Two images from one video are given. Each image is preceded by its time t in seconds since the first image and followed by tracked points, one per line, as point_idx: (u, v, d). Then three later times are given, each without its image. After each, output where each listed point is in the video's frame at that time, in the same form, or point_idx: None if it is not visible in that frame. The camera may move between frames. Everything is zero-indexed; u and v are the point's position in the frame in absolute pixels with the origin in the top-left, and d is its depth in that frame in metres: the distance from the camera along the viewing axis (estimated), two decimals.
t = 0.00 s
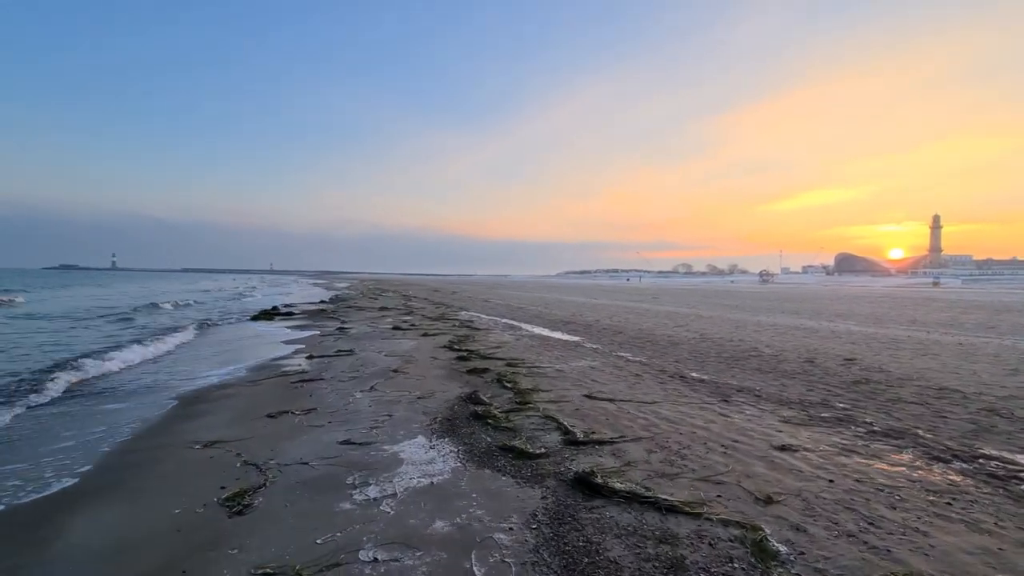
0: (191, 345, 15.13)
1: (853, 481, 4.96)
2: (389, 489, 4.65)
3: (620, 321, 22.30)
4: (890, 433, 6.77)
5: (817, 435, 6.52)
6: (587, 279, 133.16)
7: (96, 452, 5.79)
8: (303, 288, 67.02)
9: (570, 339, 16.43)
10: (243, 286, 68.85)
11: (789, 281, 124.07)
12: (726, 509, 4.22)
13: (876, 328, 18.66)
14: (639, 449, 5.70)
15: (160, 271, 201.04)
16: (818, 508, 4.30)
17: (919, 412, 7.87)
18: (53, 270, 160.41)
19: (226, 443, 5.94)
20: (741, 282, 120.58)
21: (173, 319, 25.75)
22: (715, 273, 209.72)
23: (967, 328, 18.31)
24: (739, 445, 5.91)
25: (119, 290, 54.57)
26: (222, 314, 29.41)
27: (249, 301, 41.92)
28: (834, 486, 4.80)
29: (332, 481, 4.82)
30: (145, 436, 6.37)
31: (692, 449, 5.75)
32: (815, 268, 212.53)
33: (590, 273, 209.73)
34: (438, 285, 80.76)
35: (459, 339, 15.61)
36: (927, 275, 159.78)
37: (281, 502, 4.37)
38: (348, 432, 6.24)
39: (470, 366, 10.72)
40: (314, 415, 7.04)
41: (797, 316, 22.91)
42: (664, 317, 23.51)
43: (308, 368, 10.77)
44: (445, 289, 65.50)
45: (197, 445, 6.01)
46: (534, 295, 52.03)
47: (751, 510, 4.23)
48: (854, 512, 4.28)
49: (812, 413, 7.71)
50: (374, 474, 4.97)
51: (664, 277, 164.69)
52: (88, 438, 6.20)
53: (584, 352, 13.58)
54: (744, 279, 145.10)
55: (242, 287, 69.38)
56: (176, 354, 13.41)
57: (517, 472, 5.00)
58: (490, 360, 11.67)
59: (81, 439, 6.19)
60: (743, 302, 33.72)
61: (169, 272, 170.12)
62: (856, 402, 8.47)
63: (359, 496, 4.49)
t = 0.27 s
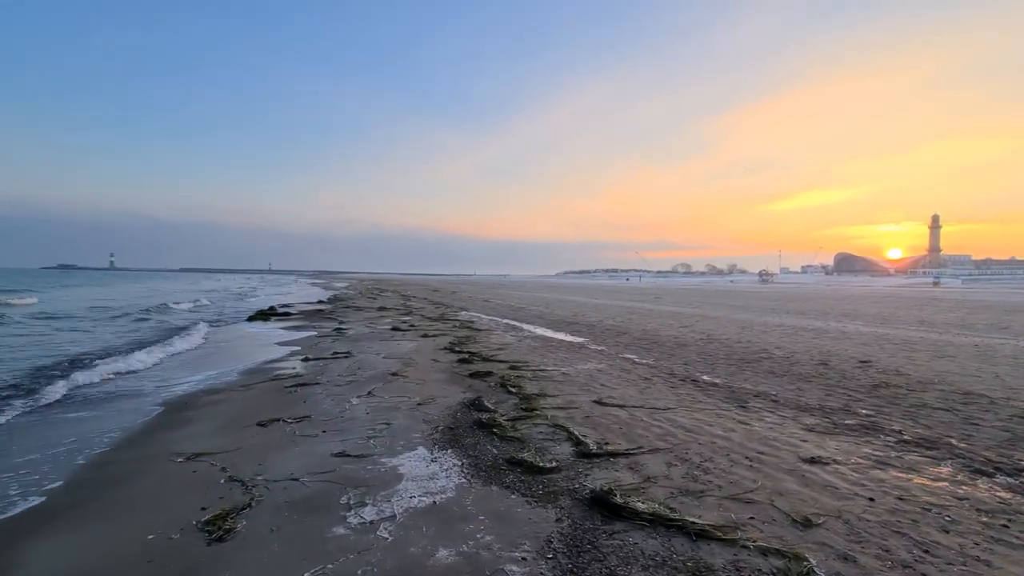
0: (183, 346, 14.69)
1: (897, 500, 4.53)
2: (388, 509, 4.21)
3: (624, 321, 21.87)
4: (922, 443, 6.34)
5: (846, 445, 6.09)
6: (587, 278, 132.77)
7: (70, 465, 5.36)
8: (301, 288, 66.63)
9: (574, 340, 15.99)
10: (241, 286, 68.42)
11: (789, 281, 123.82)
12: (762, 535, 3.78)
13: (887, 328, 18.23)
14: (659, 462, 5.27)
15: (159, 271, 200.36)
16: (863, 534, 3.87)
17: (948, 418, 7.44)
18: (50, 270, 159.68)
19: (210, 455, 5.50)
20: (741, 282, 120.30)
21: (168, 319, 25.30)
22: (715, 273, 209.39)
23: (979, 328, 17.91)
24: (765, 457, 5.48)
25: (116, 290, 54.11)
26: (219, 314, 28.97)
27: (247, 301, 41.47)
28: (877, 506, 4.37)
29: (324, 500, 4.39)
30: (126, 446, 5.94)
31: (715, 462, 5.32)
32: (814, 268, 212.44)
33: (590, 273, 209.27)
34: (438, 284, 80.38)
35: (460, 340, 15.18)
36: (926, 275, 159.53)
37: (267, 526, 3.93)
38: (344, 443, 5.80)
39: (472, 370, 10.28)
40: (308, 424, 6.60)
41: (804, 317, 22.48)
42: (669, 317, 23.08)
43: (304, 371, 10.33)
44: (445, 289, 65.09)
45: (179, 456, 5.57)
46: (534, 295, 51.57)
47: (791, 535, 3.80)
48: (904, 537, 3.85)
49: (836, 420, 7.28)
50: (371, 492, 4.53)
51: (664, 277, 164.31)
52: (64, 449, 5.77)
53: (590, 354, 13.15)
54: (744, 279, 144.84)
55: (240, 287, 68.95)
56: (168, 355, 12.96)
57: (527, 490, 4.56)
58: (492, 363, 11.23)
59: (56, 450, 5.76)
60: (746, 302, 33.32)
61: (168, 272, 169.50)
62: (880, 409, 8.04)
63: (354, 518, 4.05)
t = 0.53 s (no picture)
0: (175, 347, 14.18)
1: (955, 527, 4.04)
2: (384, 539, 3.72)
3: (629, 321, 21.35)
4: (965, 456, 5.85)
5: (884, 459, 5.59)
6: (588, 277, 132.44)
7: (35, 484, 4.87)
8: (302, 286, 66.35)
9: (579, 341, 15.47)
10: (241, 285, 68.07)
11: (791, 280, 123.24)
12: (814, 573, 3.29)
13: (902, 329, 17.68)
14: (683, 480, 4.77)
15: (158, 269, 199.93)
16: (929, 570, 3.38)
17: (986, 427, 6.95)
18: (50, 269, 159.31)
19: (189, 472, 5.00)
20: (743, 281, 119.73)
21: (162, 320, 24.77)
22: (717, 271, 208.72)
23: (996, 328, 17.41)
24: (800, 475, 4.99)
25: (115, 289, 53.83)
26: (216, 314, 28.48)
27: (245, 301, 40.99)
28: (936, 535, 3.88)
29: (312, 528, 3.89)
30: (100, 461, 5.45)
31: (746, 481, 4.82)
32: (815, 267, 211.95)
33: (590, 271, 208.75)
34: (439, 283, 80.07)
35: (461, 341, 14.68)
36: (930, 273, 158.68)
37: (247, 561, 3.44)
38: (337, 457, 5.32)
39: (475, 374, 9.79)
40: (299, 434, 6.11)
41: (814, 316, 21.94)
42: (675, 317, 22.56)
43: (298, 375, 9.84)
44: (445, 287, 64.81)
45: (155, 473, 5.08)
46: (536, 294, 50.99)
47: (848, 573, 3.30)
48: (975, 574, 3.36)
49: (867, 430, 6.78)
50: (365, 517, 4.04)
51: (665, 276, 163.85)
52: (32, 466, 5.28)
53: (597, 356, 12.65)
54: (746, 278, 144.29)
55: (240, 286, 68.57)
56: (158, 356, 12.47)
57: (540, 515, 4.07)
58: (496, 366, 10.73)
59: (23, 466, 5.28)
60: (751, 301, 32.80)
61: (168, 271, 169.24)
62: (911, 416, 7.55)
63: (345, 551, 3.56)
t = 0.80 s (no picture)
0: (169, 348, 13.73)
1: None
2: None
3: (636, 322, 20.86)
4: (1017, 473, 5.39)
5: (931, 478, 5.13)
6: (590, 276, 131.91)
7: (2, 507, 4.43)
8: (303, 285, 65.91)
9: (587, 343, 14.99)
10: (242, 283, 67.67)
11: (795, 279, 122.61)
12: None
13: (918, 330, 17.17)
14: (716, 504, 4.32)
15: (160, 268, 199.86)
16: None
17: None
18: (51, 267, 159.21)
19: (172, 494, 4.56)
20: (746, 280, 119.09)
21: (160, 319, 24.33)
22: (719, 271, 208.04)
23: (1016, 330, 16.89)
24: (843, 497, 4.54)
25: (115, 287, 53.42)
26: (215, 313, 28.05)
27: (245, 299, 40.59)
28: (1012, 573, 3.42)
29: (305, 564, 3.43)
30: (78, 478, 5.03)
31: (786, 505, 4.36)
32: (818, 267, 211.09)
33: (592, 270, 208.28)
34: (440, 282, 79.59)
35: (465, 343, 14.23)
36: (933, 273, 158.05)
37: None
38: (335, 475, 4.88)
39: (480, 379, 9.34)
40: (295, 447, 5.68)
41: (825, 317, 21.42)
42: (683, 318, 22.06)
43: (296, 379, 9.41)
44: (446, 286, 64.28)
45: (135, 495, 4.62)
46: (538, 293, 50.50)
47: None
48: None
49: (904, 443, 6.32)
50: (365, 549, 3.58)
51: (667, 275, 163.28)
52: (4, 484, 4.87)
53: (606, 359, 12.19)
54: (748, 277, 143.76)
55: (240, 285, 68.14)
56: (152, 356, 12.05)
57: (562, 546, 3.62)
58: (502, 370, 10.27)
59: None
60: (758, 301, 32.27)
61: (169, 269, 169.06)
62: (947, 427, 7.08)
63: None
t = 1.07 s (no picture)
0: (165, 350, 13.27)
1: None
2: None
3: (645, 322, 20.36)
4: None
5: (995, 495, 4.65)
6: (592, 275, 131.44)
7: None
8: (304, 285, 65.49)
9: (597, 344, 14.52)
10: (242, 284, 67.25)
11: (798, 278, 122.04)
12: None
13: (937, 330, 16.65)
14: (767, 528, 3.85)
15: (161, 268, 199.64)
16: None
17: None
18: (52, 268, 159.00)
19: (158, 517, 4.10)
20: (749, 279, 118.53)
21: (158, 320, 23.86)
22: (721, 270, 207.21)
23: None
24: (906, 520, 4.06)
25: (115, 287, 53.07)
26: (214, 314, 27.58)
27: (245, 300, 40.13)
28: None
29: None
30: (56, 498, 4.58)
31: (845, 529, 3.88)
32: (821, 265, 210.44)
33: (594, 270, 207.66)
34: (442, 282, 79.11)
35: (471, 344, 13.74)
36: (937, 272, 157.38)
37: None
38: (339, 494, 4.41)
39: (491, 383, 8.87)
40: (294, 461, 5.21)
41: (838, 317, 20.93)
42: (692, 318, 21.54)
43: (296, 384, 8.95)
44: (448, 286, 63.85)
45: (116, 519, 4.15)
46: (542, 292, 49.93)
47: None
48: None
49: (954, 453, 5.83)
50: None
51: (669, 274, 162.75)
52: None
53: (619, 361, 11.71)
54: (751, 276, 143.21)
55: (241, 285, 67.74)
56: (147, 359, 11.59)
57: None
58: (512, 373, 9.80)
59: None
60: (766, 300, 31.73)
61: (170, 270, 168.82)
62: (993, 435, 6.60)
63: None
